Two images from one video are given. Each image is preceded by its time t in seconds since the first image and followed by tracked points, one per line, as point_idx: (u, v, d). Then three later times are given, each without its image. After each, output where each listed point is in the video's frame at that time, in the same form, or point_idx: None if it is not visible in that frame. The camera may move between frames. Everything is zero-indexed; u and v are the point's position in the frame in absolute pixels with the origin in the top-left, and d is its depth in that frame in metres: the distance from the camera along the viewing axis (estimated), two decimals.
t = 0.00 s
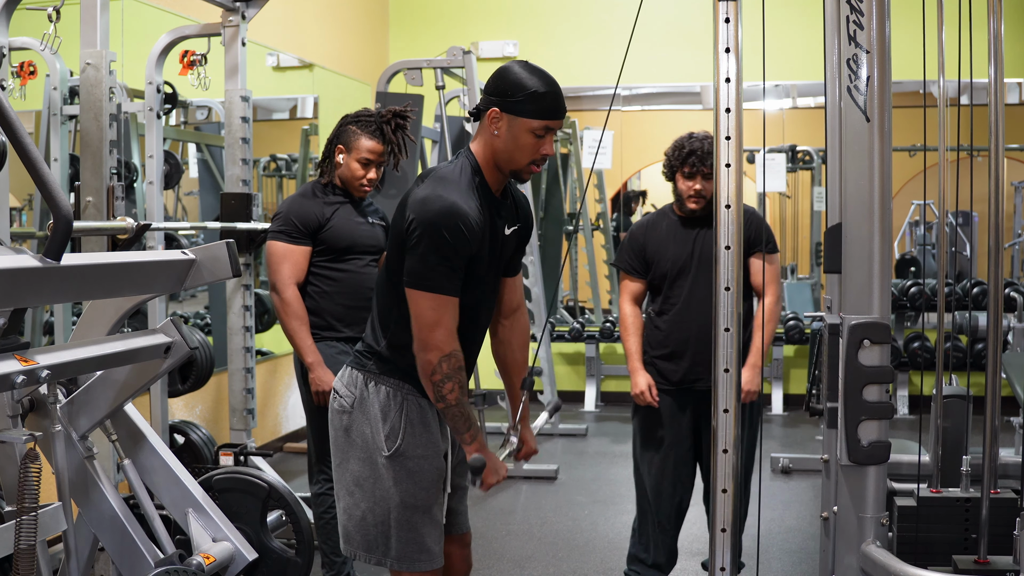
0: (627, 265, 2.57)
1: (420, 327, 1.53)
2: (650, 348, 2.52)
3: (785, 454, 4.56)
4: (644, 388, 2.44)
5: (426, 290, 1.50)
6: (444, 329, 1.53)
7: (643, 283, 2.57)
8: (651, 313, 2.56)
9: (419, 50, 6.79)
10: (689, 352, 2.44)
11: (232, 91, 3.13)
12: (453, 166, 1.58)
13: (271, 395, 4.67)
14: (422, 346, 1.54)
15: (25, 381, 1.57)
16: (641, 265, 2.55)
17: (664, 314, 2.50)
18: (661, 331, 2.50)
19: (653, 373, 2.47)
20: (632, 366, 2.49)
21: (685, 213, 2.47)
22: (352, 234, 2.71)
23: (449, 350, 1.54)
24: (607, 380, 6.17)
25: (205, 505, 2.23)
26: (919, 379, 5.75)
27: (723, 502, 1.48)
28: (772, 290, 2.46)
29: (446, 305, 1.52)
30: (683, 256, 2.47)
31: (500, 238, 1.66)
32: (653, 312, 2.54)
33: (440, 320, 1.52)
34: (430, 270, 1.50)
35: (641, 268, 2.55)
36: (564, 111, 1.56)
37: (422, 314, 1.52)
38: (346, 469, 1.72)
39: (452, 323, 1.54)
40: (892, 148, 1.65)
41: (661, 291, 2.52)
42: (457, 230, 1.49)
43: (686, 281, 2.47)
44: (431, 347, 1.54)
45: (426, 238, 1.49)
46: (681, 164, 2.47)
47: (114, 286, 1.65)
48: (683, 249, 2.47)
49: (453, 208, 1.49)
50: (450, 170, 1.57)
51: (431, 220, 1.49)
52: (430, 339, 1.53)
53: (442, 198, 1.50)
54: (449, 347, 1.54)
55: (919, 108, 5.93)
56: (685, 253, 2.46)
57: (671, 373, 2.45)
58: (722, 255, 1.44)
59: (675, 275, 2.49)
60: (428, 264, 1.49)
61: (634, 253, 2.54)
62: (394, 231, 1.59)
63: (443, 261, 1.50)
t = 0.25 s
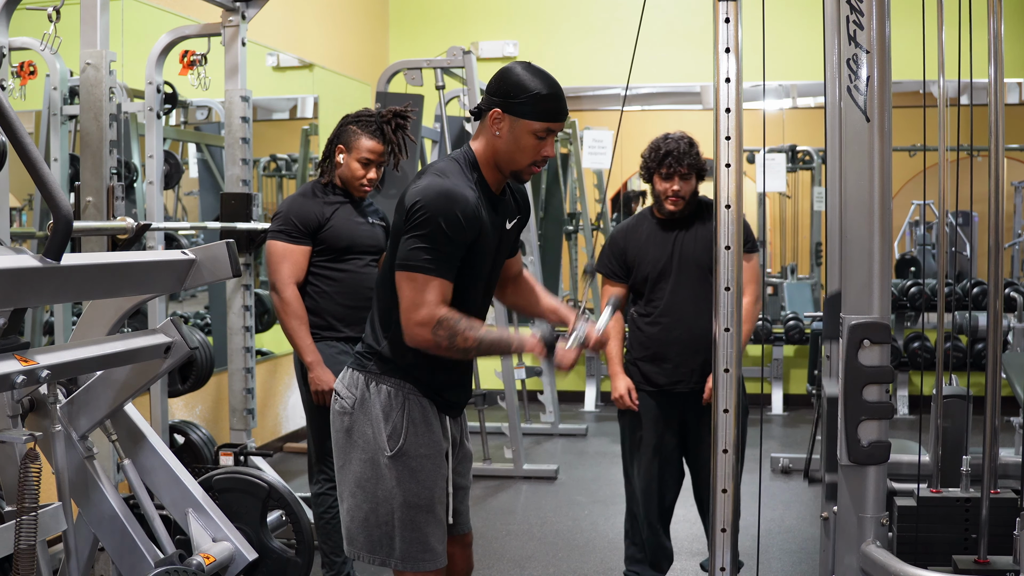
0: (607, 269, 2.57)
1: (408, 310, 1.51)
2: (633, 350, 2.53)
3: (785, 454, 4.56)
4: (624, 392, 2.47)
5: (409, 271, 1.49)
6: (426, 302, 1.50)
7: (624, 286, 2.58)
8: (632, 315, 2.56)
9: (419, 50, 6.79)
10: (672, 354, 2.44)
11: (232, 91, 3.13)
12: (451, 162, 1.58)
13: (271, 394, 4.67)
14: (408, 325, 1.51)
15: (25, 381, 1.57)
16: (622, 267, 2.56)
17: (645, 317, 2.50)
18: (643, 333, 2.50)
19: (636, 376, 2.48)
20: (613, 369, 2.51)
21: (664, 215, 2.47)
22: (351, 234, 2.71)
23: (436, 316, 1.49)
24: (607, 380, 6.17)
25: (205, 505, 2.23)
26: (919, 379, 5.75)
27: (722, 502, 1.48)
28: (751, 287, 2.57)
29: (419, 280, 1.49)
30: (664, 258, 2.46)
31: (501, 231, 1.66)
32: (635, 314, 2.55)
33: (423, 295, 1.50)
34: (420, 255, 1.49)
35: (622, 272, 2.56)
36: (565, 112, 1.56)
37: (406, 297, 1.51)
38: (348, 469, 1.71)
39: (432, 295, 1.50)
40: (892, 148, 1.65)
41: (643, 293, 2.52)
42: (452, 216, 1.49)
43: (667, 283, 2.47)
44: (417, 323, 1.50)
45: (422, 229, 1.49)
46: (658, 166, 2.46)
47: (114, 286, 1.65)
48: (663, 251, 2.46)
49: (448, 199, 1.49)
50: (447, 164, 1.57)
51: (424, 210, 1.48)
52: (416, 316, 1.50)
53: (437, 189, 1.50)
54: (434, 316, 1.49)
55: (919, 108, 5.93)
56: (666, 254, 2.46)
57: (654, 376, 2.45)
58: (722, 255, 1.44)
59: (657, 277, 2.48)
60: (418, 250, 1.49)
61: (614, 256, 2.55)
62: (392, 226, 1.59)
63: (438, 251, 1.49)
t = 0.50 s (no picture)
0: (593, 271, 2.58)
1: (435, 314, 1.50)
2: (620, 352, 2.52)
3: (785, 454, 4.56)
4: (614, 396, 2.46)
5: (429, 275, 1.49)
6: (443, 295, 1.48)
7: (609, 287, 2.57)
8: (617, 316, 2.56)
9: (419, 50, 6.79)
10: (660, 355, 2.43)
11: (232, 92, 3.13)
12: (455, 164, 1.58)
13: (271, 395, 4.67)
14: (439, 329, 1.50)
15: (25, 381, 1.57)
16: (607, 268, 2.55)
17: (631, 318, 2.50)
18: (630, 334, 2.49)
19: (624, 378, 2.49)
20: (602, 373, 2.51)
21: (650, 214, 2.46)
22: (352, 234, 2.72)
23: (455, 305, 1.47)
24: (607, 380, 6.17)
25: (204, 505, 2.23)
26: (919, 379, 5.74)
27: (723, 502, 1.49)
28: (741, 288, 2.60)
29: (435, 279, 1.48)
30: (650, 258, 2.45)
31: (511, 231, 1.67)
32: (621, 315, 2.54)
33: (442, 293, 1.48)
34: (437, 256, 1.48)
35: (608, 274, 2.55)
36: (576, 119, 1.56)
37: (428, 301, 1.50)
38: (346, 467, 1.71)
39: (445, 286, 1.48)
40: (892, 148, 1.64)
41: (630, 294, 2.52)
42: (466, 216, 1.48)
43: (654, 283, 2.46)
44: (446, 320, 1.49)
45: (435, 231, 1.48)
46: (643, 164, 2.47)
47: (114, 286, 1.65)
48: (649, 251, 2.45)
49: (459, 197, 1.49)
50: (455, 168, 1.57)
51: (437, 211, 1.48)
52: (442, 316, 1.49)
53: (446, 190, 1.49)
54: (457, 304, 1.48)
55: (919, 108, 5.93)
56: (652, 254, 2.45)
57: (643, 377, 2.45)
58: (721, 255, 1.44)
59: (644, 276, 2.47)
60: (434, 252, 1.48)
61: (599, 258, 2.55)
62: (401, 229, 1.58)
63: (454, 252, 1.49)
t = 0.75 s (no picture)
0: (585, 272, 2.56)
1: (404, 321, 1.52)
2: (614, 353, 2.50)
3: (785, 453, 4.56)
4: (609, 398, 2.45)
5: (406, 281, 1.50)
6: (429, 322, 1.52)
7: (600, 288, 2.57)
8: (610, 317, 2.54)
9: (419, 50, 6.79)
10: (657, 356, 2.42)
11: (232, 92, 3.13)
12: (455, 169, 1.58)
13: (271, 395, 4.67)
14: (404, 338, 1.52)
15: (25, 381, 1.57)
16: (601, 269, 2.54)
17: (626, 319, 2.49)
18: (625, 336, 2.47)
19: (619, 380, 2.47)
20: (596, 375, 2.50)
21: (643, 213, 2.46)
22: (352, 234, 2.71)
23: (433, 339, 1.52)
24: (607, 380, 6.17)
25: (205, 505, 2.24)
26: (919, 379, 5.74)
27: (723, 502, 1.49)
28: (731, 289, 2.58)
29: (431, 300, 1.51)
30: (644, 259, 2.45)
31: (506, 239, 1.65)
32: (615, 317, 2.52)
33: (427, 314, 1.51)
34: (417, 265, 1.49)
35: (600, 274, 2.55)
36: (569, 117, 1.57)
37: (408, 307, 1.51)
38: (344, 467, 1.72)
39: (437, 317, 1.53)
40: (893, 148, 1.64)
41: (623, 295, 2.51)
42: (455, 230, 1.49)
43: (648, 284, 2.45)
44: (414, 339, 1.52)
45: (422, 240, 1.49)
46: (635, 162, 2.47)
47: (114, 286, 1.65)
48: (644, 252, 2.45)
49: (453, 216, 1.49)
50: (452, 173, 1.57)
51: (428, 224, 1.49)
52: (419, 329, 1.52)
53: (441, 203, 1.49)
54: (433, 339, 1.52)
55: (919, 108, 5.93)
56: (647, 254, 2.45)
57: (640, 379, 2.43)
58: (721, 254, 1.45)
59: (638, 277, 2.47)
60: (417, 261, 1.49)
61: (591, 258, 2.54)
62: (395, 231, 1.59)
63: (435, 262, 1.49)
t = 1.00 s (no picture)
0: (582, 272, 2.54)
1: (409, 321, 1.52)
2: (614, 354, 2.48)
3: (785, 453, 4.56)
4: (614, 396, 2.40)
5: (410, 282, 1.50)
6: (431, 322, 1.52)
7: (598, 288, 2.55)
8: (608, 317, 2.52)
9: (419, 50, 6.79)
10: (658, 356, 2.42)
11: (232, 91, 3.13)
12: (447, 164, 1.58)
13: (270, 395, 4.67)
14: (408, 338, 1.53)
15: (25, 381, 1.56)
16: (599, 270, 2.52)
17: (627, 319, 2.47)
18: (626, 337, 2.46)
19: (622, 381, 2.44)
20: (599, 373, 2.43)
21: (640, 213, 2.46)
22: (352, 234, 2.71)
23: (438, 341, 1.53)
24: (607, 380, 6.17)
25: (205, 505, 2.24)
26: (919, 379, 5.75)
27: (723, 502, 1.48)
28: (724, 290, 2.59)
29: (435, 299, 1.51)
30: (643, 259, 2.44)
31: (500, 234, 1.66)
32: (613, 317, 2.50)
33: (430, 314, 1.52)
34: (417, 261, 1.49)
35: (597, 274, 2.53)
36: (559, 109, 1.57)
37: (411, 307, 1.52)
38: (347, 468, 1.72)
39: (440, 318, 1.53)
40: (893, 148, 1.64)
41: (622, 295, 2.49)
42: (450, 223, 1.49)
43: (648, 284, 2.44)
44: (418, 339, 1.53)
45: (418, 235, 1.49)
46: (632, 162, 2.48)
47: (114, 286, 1.65)
48: (644, 252, 2.44)
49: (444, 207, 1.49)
50: (445, 168, 1.56)
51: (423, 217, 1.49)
52: (420, 329, 1.52)
53: (436, 198, 1.50)
54: (436, 340, 1.53)
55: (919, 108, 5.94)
56: (646, 255, 2.44)
57: (643, 380, 2.42)
58: (721, 254, 1.45)
59: (638, 277, 2.46)
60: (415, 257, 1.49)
61: (588, 257, 2.52)
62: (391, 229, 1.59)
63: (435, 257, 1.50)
